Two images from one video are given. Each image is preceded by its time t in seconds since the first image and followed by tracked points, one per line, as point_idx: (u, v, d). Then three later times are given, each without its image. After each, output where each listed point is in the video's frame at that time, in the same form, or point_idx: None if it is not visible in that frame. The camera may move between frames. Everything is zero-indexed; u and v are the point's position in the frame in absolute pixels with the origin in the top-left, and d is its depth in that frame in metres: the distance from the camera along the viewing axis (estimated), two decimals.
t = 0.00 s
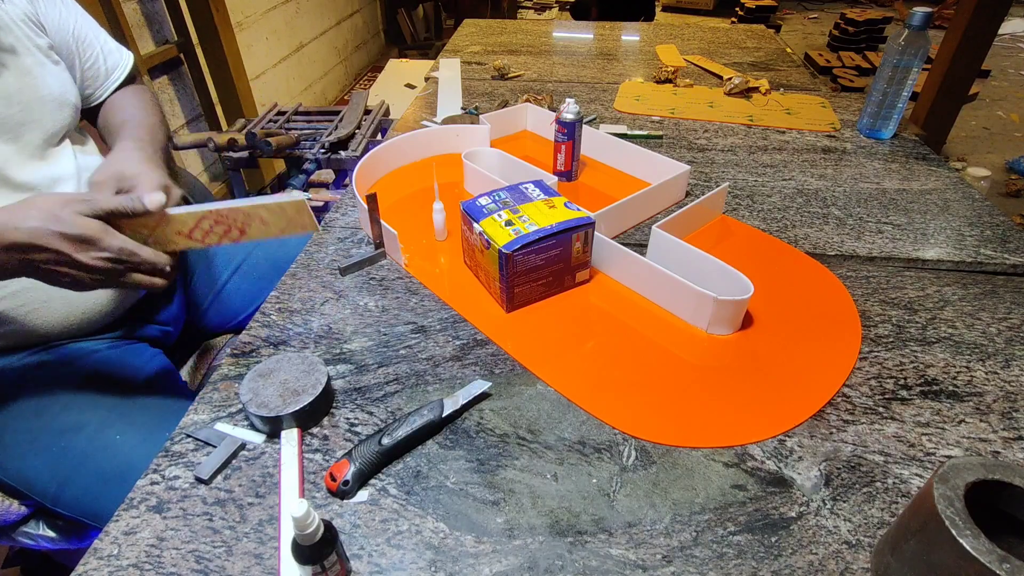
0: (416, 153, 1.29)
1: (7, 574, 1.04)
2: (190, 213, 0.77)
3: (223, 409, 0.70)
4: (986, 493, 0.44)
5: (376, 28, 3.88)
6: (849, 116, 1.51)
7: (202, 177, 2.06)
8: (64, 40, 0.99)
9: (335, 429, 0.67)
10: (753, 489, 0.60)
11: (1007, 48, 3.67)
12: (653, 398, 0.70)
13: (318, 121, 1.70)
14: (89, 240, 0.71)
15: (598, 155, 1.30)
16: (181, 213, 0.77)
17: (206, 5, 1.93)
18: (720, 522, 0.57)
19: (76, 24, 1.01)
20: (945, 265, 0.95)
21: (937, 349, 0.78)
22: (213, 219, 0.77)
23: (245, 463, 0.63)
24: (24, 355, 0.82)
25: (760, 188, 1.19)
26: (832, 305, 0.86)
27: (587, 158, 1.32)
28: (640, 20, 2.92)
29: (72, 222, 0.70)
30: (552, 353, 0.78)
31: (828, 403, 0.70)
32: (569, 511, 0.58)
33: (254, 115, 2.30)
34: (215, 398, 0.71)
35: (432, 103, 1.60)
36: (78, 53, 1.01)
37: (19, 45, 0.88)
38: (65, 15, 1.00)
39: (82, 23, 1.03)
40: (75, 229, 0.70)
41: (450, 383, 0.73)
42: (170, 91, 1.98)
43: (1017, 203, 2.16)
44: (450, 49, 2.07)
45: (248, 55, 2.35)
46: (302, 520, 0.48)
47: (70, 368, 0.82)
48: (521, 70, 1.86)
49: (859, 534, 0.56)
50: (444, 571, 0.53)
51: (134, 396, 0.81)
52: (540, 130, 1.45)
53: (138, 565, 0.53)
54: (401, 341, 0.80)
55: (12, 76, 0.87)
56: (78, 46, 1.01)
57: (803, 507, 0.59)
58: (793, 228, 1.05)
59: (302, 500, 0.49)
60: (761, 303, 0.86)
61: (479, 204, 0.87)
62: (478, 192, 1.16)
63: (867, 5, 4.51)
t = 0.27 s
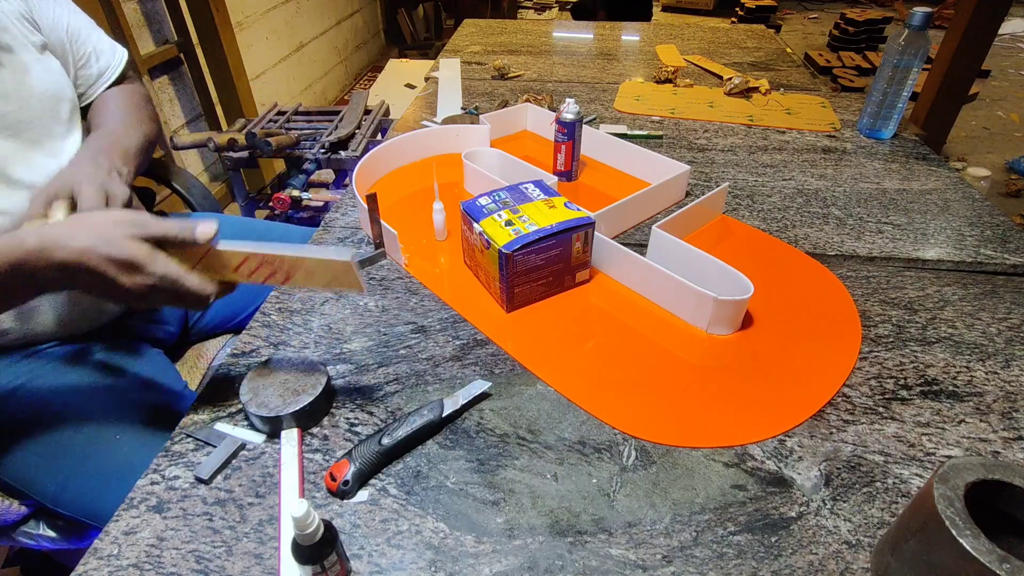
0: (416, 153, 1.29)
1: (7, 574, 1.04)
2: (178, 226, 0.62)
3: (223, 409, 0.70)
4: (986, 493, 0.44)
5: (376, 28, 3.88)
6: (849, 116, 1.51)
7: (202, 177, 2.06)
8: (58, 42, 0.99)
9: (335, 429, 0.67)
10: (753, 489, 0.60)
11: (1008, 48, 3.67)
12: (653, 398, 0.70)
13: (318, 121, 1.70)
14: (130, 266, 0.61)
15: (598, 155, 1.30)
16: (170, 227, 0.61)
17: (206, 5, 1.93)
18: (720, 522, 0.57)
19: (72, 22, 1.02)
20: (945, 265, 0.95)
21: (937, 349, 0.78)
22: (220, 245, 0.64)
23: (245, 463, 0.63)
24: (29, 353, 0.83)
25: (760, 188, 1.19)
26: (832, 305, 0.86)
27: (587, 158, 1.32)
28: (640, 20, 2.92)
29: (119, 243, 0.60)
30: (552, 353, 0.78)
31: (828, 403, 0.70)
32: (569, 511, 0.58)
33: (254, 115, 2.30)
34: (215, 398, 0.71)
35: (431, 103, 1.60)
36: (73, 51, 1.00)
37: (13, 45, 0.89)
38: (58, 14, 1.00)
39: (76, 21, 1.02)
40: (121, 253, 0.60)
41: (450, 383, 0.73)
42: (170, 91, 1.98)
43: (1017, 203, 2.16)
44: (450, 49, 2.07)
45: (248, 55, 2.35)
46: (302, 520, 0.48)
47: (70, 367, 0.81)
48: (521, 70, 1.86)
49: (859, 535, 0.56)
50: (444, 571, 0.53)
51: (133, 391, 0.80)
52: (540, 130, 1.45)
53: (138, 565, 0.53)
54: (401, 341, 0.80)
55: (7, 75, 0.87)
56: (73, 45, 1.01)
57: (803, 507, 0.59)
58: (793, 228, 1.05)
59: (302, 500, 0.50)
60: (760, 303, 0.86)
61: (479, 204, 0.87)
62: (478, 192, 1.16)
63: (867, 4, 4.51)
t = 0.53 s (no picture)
0: (416, 153, 1.29)
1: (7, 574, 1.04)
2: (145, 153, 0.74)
3: (223, 409, 0.70)
4: (986, 493, 0.44)
5: (375, 28, 3.88)
6: (849, 116, 1.51)
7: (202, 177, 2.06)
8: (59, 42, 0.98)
9: (335, 429, 0.67)
10: (753, 489, 0.60)
11: (1008, 48, 3.67)
12: (653, 398, 0.70)
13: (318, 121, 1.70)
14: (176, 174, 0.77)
15: (598, 155, 1.30)
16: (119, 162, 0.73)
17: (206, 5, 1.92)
18: (720, 523, 0.57)
19: (73, 19, 1.01)
20: (945, 265, 0.95)
21: (937, 350, 0.78)
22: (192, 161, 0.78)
23: (245, 463, 0.63)
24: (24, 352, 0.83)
25: (760, 188, 1.19)
26: (832, 305, 0.86)
27: (587, 158, 1.32)
28: (640, 20, 2.92)
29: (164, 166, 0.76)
30: (552, 353, 0.78)
31: (828, 403, 0.70)
32: (569, 511, 0.58)
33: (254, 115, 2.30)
34: (215, 398, 0.71)
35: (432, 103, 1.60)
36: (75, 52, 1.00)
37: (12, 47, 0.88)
38: (62, 15, 0.99)
39: (81, 21, 1.02)
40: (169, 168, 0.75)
41: (450, 383, 0.73)
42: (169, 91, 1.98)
43: (1017, 203, 2.16)
44: (450, 49, 2.07)
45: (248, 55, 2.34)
46: (302, 520, 0.48)
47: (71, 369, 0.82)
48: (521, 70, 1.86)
49: (859, 535, 0.56)
50: (444, 571, 0.53)
51: (132, 392, 0.80)
52: (540, 130, 1.45)
53: (138, 565, 0.53)
54: (401, 341, 0.80)
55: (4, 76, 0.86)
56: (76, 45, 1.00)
57: (803, 507, 0.59)
58: (793, 228, 1.05)
59: (302, 500, 0.50)
60: (760, 303, 0.86)
61: (479, 204, 0.87)
62: (478, 192, 1.16)
63: (866, 5, 4.51)
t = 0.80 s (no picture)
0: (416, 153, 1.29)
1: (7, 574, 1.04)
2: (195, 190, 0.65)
3: (223, 409, 0.70)
4: (986, 493, 0.44)
5: (376, 28, 3.88)
6: (849, 116, 1.51)
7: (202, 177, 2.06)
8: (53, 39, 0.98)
9: (335, 429, 0.67)
10: (753, 489, 0.60)
11: (1008, 48, 3.67)
12: (654, 399, 0.70)
13: (318, 121, 1.70)
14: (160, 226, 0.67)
15: (598, 155, 1.30)
16: (170, 198, 0.65)
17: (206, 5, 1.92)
18: (720, 522, 0.57)
19: (69, 20, 1.01)
20: (945, 265, 0.95)
21: (937, 349, 0.78)
22: (248, 198, 0.67)
23: (245, 463, 0.63)
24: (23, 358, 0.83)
25: (760, 188, 1.19)
26: (832, 305, 0.86)
27: (587, 158, 1.32)
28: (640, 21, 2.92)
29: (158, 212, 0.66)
30: (552, 353, 0.78)
31: (828, 403, 0.70)
32: (569, 511, 0.58)
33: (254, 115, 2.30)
34: (215, 398, 0.71)
35: (432, 103, 1.60)
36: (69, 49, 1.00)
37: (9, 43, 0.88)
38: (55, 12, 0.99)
39: (72, 19, 1.02)
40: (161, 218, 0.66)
41: (450, 383, 0.73)
42: (169, 92, 1.98)
43: (1017, 203, 2.16)
44: (450, 49, 2.07)
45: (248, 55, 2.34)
46: (302, 520, 0.48)
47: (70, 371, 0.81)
48: (521, 70, 1.86)
49: (859, 535, 0.56)
50: (444, 571, 0.53)
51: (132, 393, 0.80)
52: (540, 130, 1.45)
53: (138, 565, 0.53)
54: (401, 341, 0.80)
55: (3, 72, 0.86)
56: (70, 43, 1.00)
57: (803, 507, 0.59)
58: (793, 228, 1.05)
59: (302, 500, 0.50)
60: (760, 303, 0.86)
61: (479, 204, 0.87)
62: (478, 192, 1.16)
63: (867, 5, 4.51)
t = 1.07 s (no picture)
0: (416, 153, 1.29)
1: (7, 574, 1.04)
2: (279, 221, 0.69)
3: (223, 409, 0.70)
4: (986, 493, 0.44)
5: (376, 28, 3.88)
6: (848, 116, 1.51)
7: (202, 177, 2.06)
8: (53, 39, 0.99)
9: (335, 429, 0.67)
10: (753, 489, 0.60)
11: (1008, 48, 3.67)
12: (654, 399, 0.70)
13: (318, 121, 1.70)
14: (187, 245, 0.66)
15: (598, 155, 1.30)
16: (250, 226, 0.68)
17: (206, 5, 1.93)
18: (720, 522, 0.57)
19: (68, 22, 1.02)
20: (945, 265, 0.95)
21: (937, 349, 0.78)
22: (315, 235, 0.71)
23: (245, 463, 0.63)
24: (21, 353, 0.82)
25: (760, 188, 1.19)
26: (832, 305, 0.86)
27: (587, 159, 1.32)
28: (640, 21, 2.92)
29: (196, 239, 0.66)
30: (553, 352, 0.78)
31: (828, 403, 0.70)
32: (569, 511, 0.58)
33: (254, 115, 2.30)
34: (215, 398, 0.71)
35: (432, 103, 1.60)
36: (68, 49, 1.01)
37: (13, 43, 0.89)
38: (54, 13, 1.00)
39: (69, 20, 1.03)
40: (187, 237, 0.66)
41: (450, 383, 0.73)
42: (170, 91, 1.98)
43: (1017, 203, 2.16)
44: (450, 49, 2.07)
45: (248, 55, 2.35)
46: (302, 520, 0.48)
47: (70, 369, 0.79)
48: (521, 70, 1.86)
49: (859, 534, 0.56)
50: (444, 571, 0.53)
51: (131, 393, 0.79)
52: (540, 130, 1.45)
53: (138, 565, 0.53)
54: (401, 341, 0.80)
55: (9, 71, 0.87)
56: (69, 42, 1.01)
57: (803, 507, 0.59)
58: (793, 228, 1.05)
59: (302, 500, 0.50)
60: (760, 303, 0.86)
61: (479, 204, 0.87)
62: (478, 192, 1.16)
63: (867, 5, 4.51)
